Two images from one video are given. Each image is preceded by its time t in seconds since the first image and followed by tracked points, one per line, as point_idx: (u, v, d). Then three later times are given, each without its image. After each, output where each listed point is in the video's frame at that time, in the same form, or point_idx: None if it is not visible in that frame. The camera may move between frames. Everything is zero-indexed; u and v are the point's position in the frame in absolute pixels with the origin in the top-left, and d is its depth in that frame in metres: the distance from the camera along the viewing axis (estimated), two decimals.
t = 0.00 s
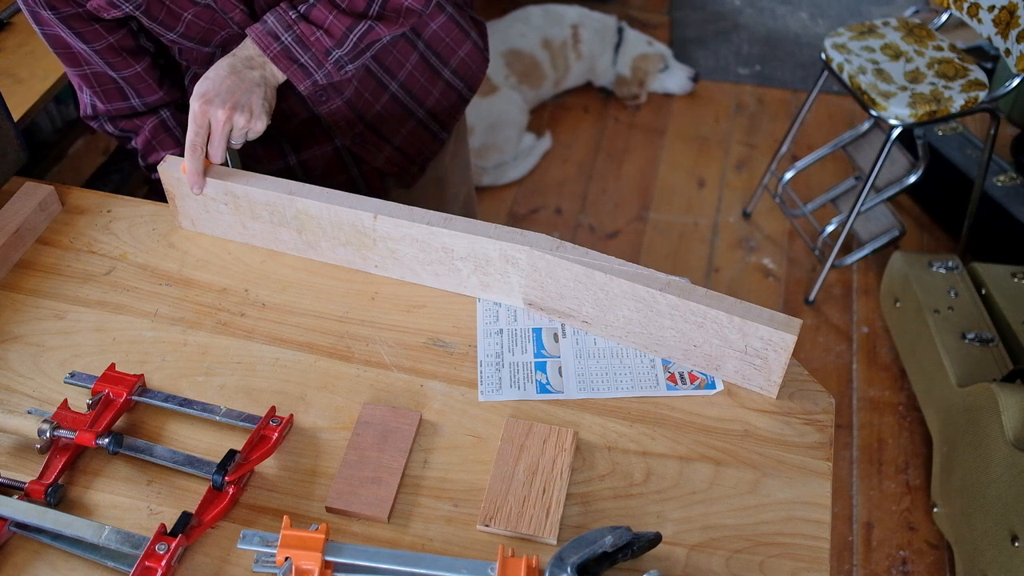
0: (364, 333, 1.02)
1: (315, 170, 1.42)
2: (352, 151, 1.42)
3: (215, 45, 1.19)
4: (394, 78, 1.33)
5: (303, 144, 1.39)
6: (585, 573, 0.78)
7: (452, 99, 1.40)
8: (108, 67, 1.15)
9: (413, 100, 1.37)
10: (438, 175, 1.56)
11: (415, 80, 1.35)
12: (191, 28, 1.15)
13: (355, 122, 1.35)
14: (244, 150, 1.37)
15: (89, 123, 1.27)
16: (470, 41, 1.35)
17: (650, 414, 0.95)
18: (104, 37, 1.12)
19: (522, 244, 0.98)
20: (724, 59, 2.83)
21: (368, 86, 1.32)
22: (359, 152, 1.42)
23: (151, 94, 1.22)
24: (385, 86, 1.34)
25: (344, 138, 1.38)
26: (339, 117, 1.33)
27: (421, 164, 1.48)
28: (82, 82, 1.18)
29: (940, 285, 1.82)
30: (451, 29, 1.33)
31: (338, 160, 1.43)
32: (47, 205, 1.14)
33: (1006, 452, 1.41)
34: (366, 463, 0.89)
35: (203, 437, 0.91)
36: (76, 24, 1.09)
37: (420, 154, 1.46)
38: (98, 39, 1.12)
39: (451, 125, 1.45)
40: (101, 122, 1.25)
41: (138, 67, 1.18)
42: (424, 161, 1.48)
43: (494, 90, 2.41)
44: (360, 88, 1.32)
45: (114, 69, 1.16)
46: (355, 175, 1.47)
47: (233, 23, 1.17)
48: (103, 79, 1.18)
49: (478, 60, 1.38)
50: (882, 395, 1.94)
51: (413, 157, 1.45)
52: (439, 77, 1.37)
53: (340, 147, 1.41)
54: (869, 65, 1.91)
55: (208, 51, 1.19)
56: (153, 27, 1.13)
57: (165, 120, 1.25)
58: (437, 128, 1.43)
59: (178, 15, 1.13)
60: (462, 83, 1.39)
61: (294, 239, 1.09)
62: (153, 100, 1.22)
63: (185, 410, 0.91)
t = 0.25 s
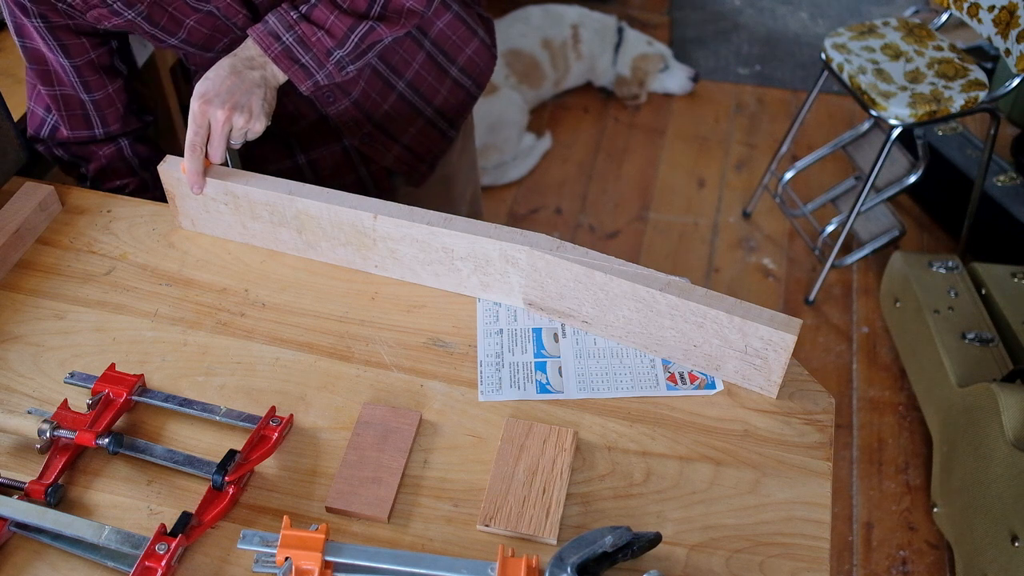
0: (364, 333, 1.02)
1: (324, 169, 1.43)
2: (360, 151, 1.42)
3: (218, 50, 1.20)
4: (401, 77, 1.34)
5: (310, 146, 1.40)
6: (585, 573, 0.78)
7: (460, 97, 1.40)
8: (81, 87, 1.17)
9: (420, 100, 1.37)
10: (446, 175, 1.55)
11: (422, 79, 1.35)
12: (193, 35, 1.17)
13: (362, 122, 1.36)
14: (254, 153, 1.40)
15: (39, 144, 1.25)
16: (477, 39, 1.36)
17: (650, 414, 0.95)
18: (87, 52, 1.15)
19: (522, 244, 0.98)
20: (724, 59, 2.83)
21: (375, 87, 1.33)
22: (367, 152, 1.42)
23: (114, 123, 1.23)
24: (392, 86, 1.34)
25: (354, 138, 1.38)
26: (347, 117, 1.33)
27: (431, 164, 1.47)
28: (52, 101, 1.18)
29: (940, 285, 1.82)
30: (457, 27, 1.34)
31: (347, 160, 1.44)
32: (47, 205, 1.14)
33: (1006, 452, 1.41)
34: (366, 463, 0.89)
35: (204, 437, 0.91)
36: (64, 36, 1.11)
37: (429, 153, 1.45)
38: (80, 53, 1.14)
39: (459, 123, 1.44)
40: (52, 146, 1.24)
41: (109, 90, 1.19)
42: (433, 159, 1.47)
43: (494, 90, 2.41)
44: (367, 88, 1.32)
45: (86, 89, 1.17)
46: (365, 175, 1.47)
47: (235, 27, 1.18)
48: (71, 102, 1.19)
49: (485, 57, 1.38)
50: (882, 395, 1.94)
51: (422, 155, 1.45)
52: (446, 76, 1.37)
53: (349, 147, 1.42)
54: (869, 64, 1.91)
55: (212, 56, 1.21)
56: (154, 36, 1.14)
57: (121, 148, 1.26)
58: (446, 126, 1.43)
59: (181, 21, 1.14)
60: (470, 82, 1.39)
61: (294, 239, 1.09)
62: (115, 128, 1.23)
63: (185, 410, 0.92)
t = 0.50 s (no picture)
0: (364, 333, 1.02)
1: (324, 169, 1.43)
2: (361, 151, 1.42)
3: (219, 50, 1.20)
4: (402, 77, 1.34)
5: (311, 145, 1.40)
6: (585, 573, 0.78)
7: (461, 96, 1.40)
8: (108, 76, 1.17)
9: (421, 100, 1.37)
10: (448, 175, 1.55)
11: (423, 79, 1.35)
12: (195, 38, 1.17)
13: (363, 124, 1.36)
14: (253, 157, 1.39)
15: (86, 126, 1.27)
16: (478, 39, 1.36)
17: (650, 414, 0.95)
18: (106, 44, 1.14)
19: (522, 244, 0.98)
20: (724, 59, 2.83)
21: (376, 87, 1.33)
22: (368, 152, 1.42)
23: (148, 102, 1.23)
24: (393, 86, 1.34)
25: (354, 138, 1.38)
26: (348, 118, 1.33)
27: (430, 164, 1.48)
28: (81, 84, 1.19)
29: (940, 285, 1.82)
30: (458, 27, 1.34)
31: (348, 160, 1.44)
32: (47, 205, 1.14)
33: (1006, 452, 1.41)
34: (366, 463, 0.89)
35: (203, 437, 0.91)
36: (78, 33, 1.11)
37: (430, 153, 1.45)
38: (99, 47, 1.13)
39: (459, 123, 1.44)
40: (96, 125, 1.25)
41: (137, 75, 1.19)
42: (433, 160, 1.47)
43: (494, 90, 2.41)
44: (368, 88, 1.32)
45: (113, 78, 1.17)
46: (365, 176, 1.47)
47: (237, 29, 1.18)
48: (102, 86, 1.20)
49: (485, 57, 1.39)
50: (882, 395, 1.94)
51: (423, 155, 1.45)
52: (447, 76, 1.37)
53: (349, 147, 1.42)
54: (869, 65, 1.91)
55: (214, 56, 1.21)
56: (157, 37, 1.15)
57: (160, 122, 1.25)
58: (446, 126, 1.43)
59: (184, 24, 1.14)
60: (471, 82, 1.39)
61: (294, 239, 1.09)
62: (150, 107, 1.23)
63: (185, 410, 0.92)
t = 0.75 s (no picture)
0: (364, 333, 1.02)
1: (327, 168, 1.43)
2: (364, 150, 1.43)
3: (219, 49, 1.21)
4: (406, 76, 1.33)
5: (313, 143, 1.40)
6: (585, 573, 0.78)
7: (465, 96, 1.40)
8: (87, 82, 1.17)
9: (425, 101, 1.37)
10: (451, 175, 1.55)
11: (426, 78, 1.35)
12: (195, 35, 1.17)
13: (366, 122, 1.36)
14: (255, 155, 1.40)
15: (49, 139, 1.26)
16: (483, 39, 1.35)
17: (650, 414, 0.95)
18: (92, 47, 1.14)
19: (522, 244, 0.98)
20: (724, 59, 2.83)
21: (379, 87, 1.33)
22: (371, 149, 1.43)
23: (121, 119, 1.22)
24: (397, 85, 1.34)
25: (358, 137, 1.38)
26: (351, 117, 1.34)
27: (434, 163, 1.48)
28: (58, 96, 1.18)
29: (939, 285, 1.82)
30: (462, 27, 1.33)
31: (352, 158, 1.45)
32: (47, 205, 1.14)
33: (1006, 452, 1.41)
34: (366, 463, 0.89)
35: (203, 437, 0.91)
36: (68, 30, 1.11)
37: (434, 153, 1.45)
38: (84, 49, 1.14)
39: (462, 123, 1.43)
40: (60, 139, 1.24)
41: (115, 86, 1.19)
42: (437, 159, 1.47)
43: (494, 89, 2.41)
44: (371, 87, 1.32)
45: (91, 85, 1.17)
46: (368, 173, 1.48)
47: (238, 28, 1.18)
48: (77, 96, 1.19)
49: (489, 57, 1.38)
50: (882, 395, 1.94)
51: (427, 155, 1.45)
52: (450, 76, 1.37)
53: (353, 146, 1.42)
54: (869, 64, 1.91)
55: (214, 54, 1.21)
56: (156, 35, 1.15)
57: (129, 144, 1.25)
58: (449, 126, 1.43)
59: (184, 21, 1.15)
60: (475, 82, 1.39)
61: (294, 239, 1.09)
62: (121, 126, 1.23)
63: (185, 410, 0.92)
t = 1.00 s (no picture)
0: (364, 333, 1.02)
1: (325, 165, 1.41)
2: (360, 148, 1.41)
3: (212, 26, 1.21)
4: (411, 77, 1.33)
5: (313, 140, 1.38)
6: (585, 573, 0.78)
7: (468, 104, 1.40)
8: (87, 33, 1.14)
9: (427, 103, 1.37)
10: (455, 179, 1.55)
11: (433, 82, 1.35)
12: (190, 4, 1.17)
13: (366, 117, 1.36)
14: (254, 152, 1.38)
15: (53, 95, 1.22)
16: (489, 49, 1.37)
17: (650, 414, 0.95)
18: None
19: (522, 244, 0.98)
20: (724, 59, 2.83)
21: (382, 84, 1.32)
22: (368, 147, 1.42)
23: (125, 68, 1.20)
24: (401, 85, 1.33)
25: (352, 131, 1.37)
26: (352, 109, 1.34)
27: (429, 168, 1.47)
28: (56, 48, 1.16)
29: (939, 285, 1.82)
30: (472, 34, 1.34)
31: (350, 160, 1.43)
32: (47, 205, 1.14)
33: (1006, 452, 1.41)
34: (366, 463, 0.89)
35: (203, 437, 0.91)
36: None
37: (432, 159, 1.45)
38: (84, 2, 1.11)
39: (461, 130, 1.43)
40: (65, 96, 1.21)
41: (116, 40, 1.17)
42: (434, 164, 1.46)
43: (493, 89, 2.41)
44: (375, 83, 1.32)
45: (91, 35, 1.15)
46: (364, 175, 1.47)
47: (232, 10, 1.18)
48: (78, 44, 1.17)
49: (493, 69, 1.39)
50: (882, 395, 1.94)
51: (425, 160, 1.45)
52: (455, 83, 1.37)
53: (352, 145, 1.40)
54: (869, 65, 1.91)
55: (206, 31, 1.22)
56: None
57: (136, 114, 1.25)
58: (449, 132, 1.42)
59: None
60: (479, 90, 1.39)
61: (294, 239, 1.09)
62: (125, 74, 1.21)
63: (185, 410, 0.92)
